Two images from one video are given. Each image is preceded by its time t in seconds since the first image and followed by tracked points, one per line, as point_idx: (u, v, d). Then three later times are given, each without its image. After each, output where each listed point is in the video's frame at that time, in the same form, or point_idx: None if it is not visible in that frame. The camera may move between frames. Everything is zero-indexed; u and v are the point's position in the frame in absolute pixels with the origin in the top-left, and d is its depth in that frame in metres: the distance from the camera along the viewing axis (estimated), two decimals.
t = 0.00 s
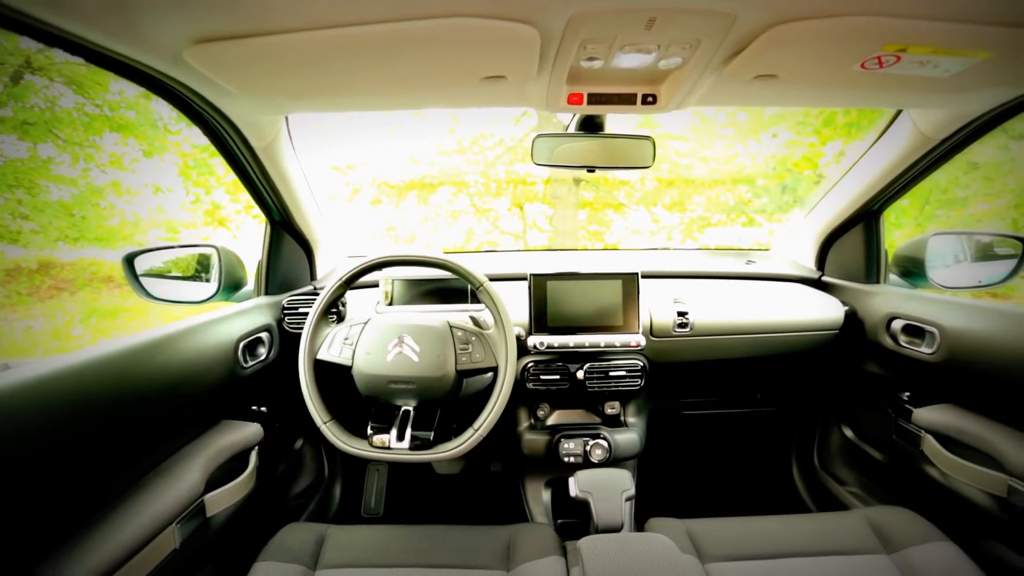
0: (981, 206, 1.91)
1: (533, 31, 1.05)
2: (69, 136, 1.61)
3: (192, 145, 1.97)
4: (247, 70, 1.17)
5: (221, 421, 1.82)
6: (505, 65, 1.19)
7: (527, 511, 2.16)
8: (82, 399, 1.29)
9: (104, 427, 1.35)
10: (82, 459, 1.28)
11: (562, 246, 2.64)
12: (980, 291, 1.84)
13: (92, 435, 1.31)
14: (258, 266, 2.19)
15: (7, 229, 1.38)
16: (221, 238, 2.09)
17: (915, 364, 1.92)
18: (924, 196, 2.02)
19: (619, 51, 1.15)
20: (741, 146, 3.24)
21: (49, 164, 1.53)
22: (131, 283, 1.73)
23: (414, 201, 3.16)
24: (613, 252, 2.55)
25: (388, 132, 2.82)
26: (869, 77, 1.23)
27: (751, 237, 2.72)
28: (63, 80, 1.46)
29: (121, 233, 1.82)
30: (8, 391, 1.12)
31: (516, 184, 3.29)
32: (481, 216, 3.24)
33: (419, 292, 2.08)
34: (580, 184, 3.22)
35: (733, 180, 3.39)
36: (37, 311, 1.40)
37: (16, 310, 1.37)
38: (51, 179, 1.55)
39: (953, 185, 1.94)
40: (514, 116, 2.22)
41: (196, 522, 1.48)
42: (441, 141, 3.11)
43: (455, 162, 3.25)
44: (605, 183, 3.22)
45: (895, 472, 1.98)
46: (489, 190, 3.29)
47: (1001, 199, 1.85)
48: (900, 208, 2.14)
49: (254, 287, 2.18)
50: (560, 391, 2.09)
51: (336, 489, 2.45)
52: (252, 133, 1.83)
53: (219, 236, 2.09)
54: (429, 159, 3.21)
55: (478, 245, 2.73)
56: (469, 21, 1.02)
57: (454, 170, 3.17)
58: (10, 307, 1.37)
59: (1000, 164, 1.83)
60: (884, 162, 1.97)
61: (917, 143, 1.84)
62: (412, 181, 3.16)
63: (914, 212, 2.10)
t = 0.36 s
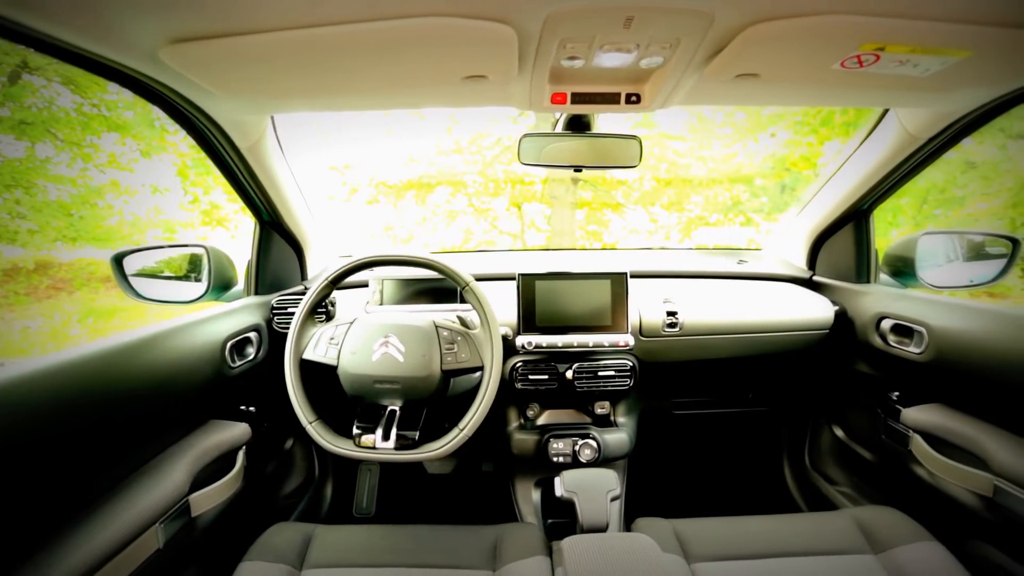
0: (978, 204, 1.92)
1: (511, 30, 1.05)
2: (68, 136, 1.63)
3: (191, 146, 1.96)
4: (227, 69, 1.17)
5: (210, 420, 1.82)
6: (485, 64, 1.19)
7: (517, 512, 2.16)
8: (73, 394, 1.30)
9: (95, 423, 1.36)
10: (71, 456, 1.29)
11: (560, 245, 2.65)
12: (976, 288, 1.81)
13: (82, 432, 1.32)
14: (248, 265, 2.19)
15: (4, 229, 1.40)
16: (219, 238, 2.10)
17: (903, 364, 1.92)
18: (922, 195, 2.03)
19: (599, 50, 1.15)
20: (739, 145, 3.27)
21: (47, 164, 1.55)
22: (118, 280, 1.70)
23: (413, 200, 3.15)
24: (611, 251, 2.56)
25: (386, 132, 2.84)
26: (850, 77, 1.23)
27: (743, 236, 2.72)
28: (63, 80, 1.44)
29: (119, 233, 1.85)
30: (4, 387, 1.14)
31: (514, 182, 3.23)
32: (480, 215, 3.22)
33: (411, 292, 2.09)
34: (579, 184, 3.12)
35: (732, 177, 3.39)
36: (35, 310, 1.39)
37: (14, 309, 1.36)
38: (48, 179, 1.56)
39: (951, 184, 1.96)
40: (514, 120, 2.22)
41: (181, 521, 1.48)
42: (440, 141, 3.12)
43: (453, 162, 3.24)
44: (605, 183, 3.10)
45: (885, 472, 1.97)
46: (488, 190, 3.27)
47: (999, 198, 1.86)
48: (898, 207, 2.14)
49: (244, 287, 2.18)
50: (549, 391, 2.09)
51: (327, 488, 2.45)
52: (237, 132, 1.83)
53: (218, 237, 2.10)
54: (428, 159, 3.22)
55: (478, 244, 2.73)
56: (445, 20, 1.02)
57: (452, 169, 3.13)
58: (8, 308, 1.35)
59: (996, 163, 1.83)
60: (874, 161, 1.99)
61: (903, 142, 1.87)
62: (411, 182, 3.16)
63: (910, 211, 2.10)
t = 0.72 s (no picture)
0: (976, 204, 1.88)
1: (489, 29, 1.05)
2: (66, 136, 1.66)
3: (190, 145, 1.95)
4: (208, 67, 1.17)
5: (198, 420, 1.82)
6: (465, 63, 1.19)
7: (507, 511, 2.15)
8: (65, 391, 1.32)
9: (87, 420, 1.38)
10: (61, 452, 1.30)
11: (558, 244, 2.64)
12: (974, 287, 1.78)
13: (73, 427, 1.34)
14: (238, 264, 2.20)
15: (5, 229, 1.44)
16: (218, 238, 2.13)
17: (892, 363, 1.92)
18: (920, 195, 2.01)
19: (580, 49, 1.15)
20: (738, 145, 3.26)
21: (46, 165, 1.59)
22: (107, 282, 1.71)
23: (411, 199, 3.10)
24: (608, 251, 2.56)
25: (386, 132, 2.86)
26: (832, 75, 1.23)
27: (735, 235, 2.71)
28: (62, 80, 1.45)
29: (119, 233, 1.88)
30: None
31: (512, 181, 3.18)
32: (479, 214, 3.18)
33: (404, 292, 2.07)
34: (576, 184, 3.06)
35: (730, 176, 3.36)
36: (33, 309, 1.41)
37: (12, 308, 1.38)
38: (48, 179, 1.61)
39: (948, 184, 1.94)
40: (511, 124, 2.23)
41: (166, 521, 1.48)
42: (439, 141, 3.14)
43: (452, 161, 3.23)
44: (603, 183, 3.09)
45: (875, 471, 1.97)
46: (488, 190, 3.25)
47: (995, 198, 1.82)
48: (896, 207, 2.12)
49: (234, 287, 2.18)
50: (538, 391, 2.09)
51: (319, 488, 2.45)
52: (223, 132, 1.83)
53: (217, 237, 2.13)
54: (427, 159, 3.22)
55: (476, 243, 2.73)
56: (422, 19, 1.02)
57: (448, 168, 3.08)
58: (5, 307, 1.37)
59: (992, 162, 1.82)
60: (862, 160, 2.00)
61: (891, 143, 1.89)
62: (408, 180, 3.12)
63: (908, 212, 2.08)
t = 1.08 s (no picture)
0: (975, 203, 1.83)
1: (468, 28, 1.05)
2: (64, 136, 1.65)
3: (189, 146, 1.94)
4: (189, 67, 1.17)
5: (187, 420, 1.82)
6: (447, 62, 1.19)
7: (497, 511, 2.14)
8: (54, 390, 1.33)
9: (75, 419, 1.39)
10: (50, 449, 1.31)
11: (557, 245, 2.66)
12: (971, 286, 1.75)
13: (62, 426, 1.35)
14: (229, 264, 2.19)
15: (3, 229, 1.46)
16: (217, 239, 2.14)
17: (882, 363, 1.92)
18: (917, 194, 1.97)
19: (561, 48, 1.15)
20: (736, 144, 3.23)
21: (43, 167, 1.60)
22: (98, 284, 1.70)
23: (408, 199, 2.95)
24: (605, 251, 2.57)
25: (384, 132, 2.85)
26: (814, 74, 1.23)
27: (727, 234, 2.70)
28: (61, 80, 1.47)
29: (119, 234, 1.89)
30: None
31: (511, 182, 2.99)
32: (478, 214, 2.98)
33: (394, 292, 2.04)
34: (574, 183, 2.92)
35: (729, 176, 3.33)
36: (30, 309, 1.43)
37: (9, 307, 1.40)
38: (47, 179, 1.62)
39: (945, 184, 1.90)
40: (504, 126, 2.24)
41: (152, 522, 1.47)
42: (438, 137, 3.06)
43: (449, 160, 3.10)
44: (601, 180, 2.97)
45: (865, 471, 1.97)
46: (488, 191, 3.05)
47: (992, 198, 1.77)
48: (894, 208, 2.07)
49: (225, 287, 2.18)
50: (528, 391, 2.09)
51: (312, 488, 2.46)
52: (207, 133, 1.82)
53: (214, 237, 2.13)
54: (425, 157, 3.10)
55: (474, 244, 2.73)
56: (401, 19, 1.02)
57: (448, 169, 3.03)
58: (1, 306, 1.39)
59: (988, 163, 1.77)
60: (851, 159, 2.00)
61: (880, 141, 1.89)
62: (405, 180, 3.00)
63: (906, 213, 2.04)
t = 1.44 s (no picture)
0: (974, 203, 1.75)
1: (451, 28, 1.06)
2: (64, 137, 1.64)
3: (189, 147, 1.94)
4: (175, 66, 1.17)
5: (178, 420, 1.82)
6: (431, 62, 1.19)
7: (490, 511, 2.13)
8: (47, 388, 1.34)
9: (68, 418, 1.40)
10: (43, 447, 1.32)
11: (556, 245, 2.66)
12: (969, 286, 1.71)
13: (53, 424, 1.35)
14: (221, 265, 2.20)
15: None
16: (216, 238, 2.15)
17: (873, 363, 1.92)
18: (916, 194, 1.93)
19: (546, 48, 1.15)
20: (734, 144, 3.18)
21: (44, 167, 1.61)
22: (90, 284, 1.67)
23: (407, 200, 2.95)
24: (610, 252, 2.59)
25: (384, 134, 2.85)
26: (799, 74, 1.23)
27: (722, 233, 2.71)
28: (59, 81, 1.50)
29: (118, 234, 1.87)
30: None
31: (511, 181, 3.00)
32: (477, 215, 2.97)
33: (388, 292, 2.05)
34: (574, 183, 2.96)
35: (727, 176, 3.27)
36: (28, 309, 1.43)
37: (8, 308, 1.39)
38: (45, 178, 1.61)
39: (944, 184, 1.84)
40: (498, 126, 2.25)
41: (140, 521, 1.47)
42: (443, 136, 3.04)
43: (449, 161, 3.08)
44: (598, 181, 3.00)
45: (857, 471, 1.96)
46: (487, 190, 3.04)
47: (992, 198, 1.70)
48: (892, 207, 2.04)
49: (218, 287, 2.19)
50: (519, 391, 2.09)
51: (305, 488, 2.46)
52: (196, 132, 1.82)
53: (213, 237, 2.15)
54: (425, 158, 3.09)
55: (474, 242, 2.72)
56: (384, 19, 1.02)
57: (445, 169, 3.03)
58: None
59: (987, 163, 1.70)
60: (842, 158, 2.01)
61: (870, 142, 1.90)
62: (405, 180, 3.00)
63: (904, 213, 2.00)
